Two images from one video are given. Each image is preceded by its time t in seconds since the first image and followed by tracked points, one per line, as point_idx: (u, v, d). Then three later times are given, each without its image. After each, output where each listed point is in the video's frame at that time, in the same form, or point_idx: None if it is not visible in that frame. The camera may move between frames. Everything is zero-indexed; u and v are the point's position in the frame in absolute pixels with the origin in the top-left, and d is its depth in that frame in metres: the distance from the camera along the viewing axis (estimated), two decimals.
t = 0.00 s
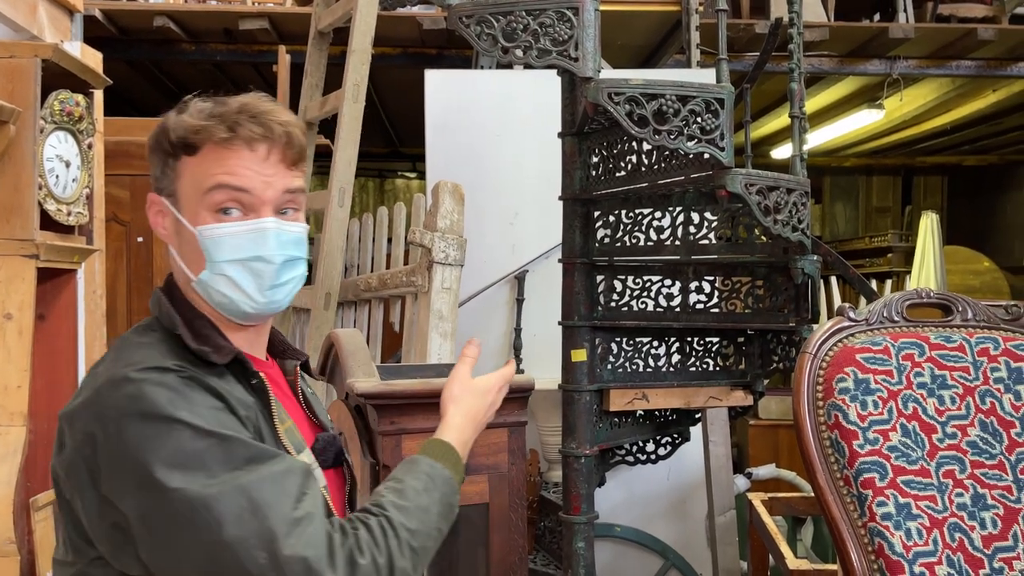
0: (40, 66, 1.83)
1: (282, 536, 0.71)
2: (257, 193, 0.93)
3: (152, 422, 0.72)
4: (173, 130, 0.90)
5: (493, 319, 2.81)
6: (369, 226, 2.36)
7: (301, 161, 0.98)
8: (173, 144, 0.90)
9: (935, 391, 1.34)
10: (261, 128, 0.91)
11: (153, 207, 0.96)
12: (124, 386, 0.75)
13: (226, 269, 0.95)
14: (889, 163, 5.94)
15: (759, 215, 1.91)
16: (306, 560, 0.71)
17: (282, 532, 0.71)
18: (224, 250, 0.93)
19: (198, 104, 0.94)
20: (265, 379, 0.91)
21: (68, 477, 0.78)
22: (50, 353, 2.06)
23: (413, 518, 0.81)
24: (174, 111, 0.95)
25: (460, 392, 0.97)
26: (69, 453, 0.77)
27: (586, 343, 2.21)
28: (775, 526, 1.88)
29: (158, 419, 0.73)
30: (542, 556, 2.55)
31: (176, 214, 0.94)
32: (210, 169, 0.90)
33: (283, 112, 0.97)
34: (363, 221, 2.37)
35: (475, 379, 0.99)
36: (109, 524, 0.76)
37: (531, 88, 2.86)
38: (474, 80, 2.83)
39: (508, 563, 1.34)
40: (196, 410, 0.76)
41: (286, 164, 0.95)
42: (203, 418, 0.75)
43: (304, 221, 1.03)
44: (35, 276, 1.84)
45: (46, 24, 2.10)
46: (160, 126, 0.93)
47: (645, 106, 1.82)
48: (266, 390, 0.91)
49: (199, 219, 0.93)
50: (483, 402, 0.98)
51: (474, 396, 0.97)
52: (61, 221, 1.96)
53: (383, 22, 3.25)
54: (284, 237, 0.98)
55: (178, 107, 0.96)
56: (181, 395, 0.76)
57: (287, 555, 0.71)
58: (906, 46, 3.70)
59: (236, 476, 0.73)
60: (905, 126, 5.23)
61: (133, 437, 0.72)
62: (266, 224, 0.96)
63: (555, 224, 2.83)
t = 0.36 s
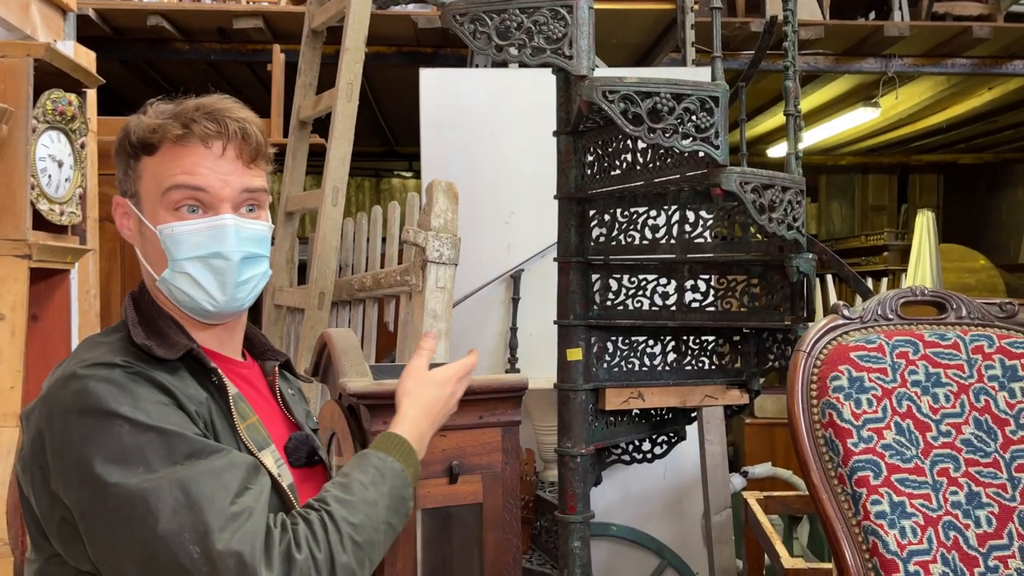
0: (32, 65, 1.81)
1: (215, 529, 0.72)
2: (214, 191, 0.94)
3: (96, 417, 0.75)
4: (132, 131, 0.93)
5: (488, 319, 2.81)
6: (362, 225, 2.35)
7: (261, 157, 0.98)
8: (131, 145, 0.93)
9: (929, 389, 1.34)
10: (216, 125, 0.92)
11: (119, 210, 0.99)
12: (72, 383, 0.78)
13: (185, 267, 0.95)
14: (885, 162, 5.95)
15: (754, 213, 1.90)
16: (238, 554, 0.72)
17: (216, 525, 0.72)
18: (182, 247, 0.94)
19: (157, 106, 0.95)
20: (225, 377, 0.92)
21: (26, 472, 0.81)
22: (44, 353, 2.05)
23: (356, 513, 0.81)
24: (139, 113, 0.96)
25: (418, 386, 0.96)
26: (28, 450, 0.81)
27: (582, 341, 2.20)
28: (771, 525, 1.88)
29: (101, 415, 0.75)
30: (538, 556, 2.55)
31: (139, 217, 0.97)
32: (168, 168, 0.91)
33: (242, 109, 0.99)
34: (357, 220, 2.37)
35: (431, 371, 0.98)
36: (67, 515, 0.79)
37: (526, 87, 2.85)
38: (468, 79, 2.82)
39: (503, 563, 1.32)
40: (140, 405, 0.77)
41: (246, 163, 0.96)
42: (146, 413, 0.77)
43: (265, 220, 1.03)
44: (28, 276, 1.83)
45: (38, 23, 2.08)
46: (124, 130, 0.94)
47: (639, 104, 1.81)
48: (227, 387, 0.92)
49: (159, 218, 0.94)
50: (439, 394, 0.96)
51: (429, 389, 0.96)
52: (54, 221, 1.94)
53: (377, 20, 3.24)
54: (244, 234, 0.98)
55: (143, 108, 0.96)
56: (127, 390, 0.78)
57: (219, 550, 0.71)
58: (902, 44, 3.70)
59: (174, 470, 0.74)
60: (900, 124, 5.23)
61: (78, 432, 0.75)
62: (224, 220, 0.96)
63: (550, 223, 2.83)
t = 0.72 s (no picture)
0: (24, 66, 1.80)
1: (231, 510, 0.72)
2: (192, 191, 0.93)
3: (96, 412, 0.74)
4: (106, 131, 0.91)
5: (484, 319, 2.80)
6: (356, 225, 2.34)
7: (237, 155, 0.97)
8: (105, 146, 0.92)
9: (922, 388, 1.33)
10: (192, 124, 0.91)
11: (93, 211, 0.97)
12: (64, 380, 0.76)
13: (165, 267, 0.95)
14: (881, 161, 5.95)
15: (749, 212, 1.90)
16: (257, 531, 0.71)
17: (232, 506, 0.72)
18: (161, 248, 0.94)
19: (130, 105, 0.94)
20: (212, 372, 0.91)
21: (19, 474, 0.80)
22: (37, 355, 2.04)
23: (340, 477, 0.79)
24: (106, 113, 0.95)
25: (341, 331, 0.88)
26: (20, 451, 0.79)
27: (577, 341, 2.20)
28: (765, 525, 1.88)
29: (100, 410, 0.74)
30: (535, 556, 2.55)
31: (115, 218, 0.95)
32: (145, 169, 0.90)
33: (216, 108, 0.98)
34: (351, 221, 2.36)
35: (345, 306, 0.88)
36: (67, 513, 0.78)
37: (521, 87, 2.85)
38: (463, 78, 2.81)
39: (497, 564, 1.32)
40: (138, 398, 0.76)
41: (221, 161, 0.95)
42: (145, 404, 0.76)
43: (243, 217, 1.02)
44: (21, 278, 1.82)
45: (31, 23, 2.07)
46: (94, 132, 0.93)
47: (633, 103, 1.81)
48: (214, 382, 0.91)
49: (136, 219, 0.93)
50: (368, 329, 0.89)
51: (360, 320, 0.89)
52: (46, 223, 1.94)
53: (371, 20, 3.23)
54: (222, 231, 0.98)
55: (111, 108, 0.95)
56: (123, 384, 0.77)
57: (237, 529, 0.71)
58: (897, 43, 3.70)
59: (183, 457, 0.73)
60: (896, 123, 5.24)
61: (77, 428, 0.74)
62: (201, 219, 0.95)
63: (546, 222, 2.83)
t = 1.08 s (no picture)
0: (18, 66, 1.79)
1: None
2: (221, 184, 0.94)
3: (53, 453, 0.70)
4: (124, 126, 0.88)
5: (481, 319, 2.80)
6: (354, 225, 2.33)
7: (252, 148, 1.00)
8: (125, 140, 0.88)
9: (921, 387, 1.33)
10: (222, 120, 0.93)
11: (98, 206, 0.91)
12: (54, 403, 0.74)
13: (196, 259, 0.93)
14: (879, 159, 5.95)
15: (746, 211, 1.90)
16: None
17: None
18: (194, 239, 0.92)
19: (140, 101, 0.92)
20: (213, 383, 0.89)
21: None
22: (32, 357, 2.03)
23: None
24: (111, 109, 0.91)
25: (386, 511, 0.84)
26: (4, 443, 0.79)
27: (575, 341, 2.19)
28: (764, 525, 1.87)
29: (63, 450, 0.70)
30: (533, 557, 2.54)
31: (131, 213, 0.91)
32: (174, 163, 0.90)
33: (225, 102, 0.99)
34: (348, 220, 2.35)
35: (401, 495, 0.85)
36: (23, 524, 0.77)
37: (517, 86, 2.84)
38: (461, 77, 2.80)
39: (494, 565, 1.31)
40: (106, 441, 0.72)
41: (240, 156, 0.97)
42: (108, 452, 0.72)
43: (250, 214, 1.04)
44: (16, 280, 1.81)
45: (25, 23, 2.06)
46: (105, 125, 0.90)
47: (630, 102, 1.80)
48: (213, 393, 0.88)
49: (162, 212, 0.91)
50: (405, 529, 0.84)
51: (394, 518, 0.84)
52: (41, 224, 1.92)
53: (368, 20, 3.22)
54: (245, 225, 1.00)
55: (115, 105, 0.92)
56: (98, 422, 0.73)
57: None
58: (894, 41, 3.70)
59: (105, 534, 0.68)
60: (894, 121, 5.23)
61: (35, 462, 0.71)
62: (230, 211, 0.97)
63: (544, 221, 2.82)
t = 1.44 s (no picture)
0: (15, 66, 1.78)
1: None
2: (227, 191, 0.93)
3: (43, 464, 0.69)
4: (131, 127, 0.87)
5: (481, 320, 2.79)
6: (352, 225, 2.32)
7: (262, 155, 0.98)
8: (130, 140, 0.87)
9: (924, 385, 1.32)
10: (232, 126, 0.92)
11: (98, 206, 0.89)
12: (48, 412, 0.73)
13: (199, 267, 0.92)
14: (878, 157, 5.94)
15: (747, 210, 1.89)
16: None
17: None
18: (198, 247, 0.91)
19: (146, 100, 0.90)
20: (213, 388, 0.87)
21: None
22: (30, 359, 2.02)
23: None
24: (118, 106, 0.89)
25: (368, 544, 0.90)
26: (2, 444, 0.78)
27: (575, 341, 2.17)
28: (765, 524, 1.86)
29: (54, 463, 0.69)
30: (534, 557, 2.53)
31: (133, 215, 0.89)
32: (181, 169, 0.89)
33: (236, 105, 0.97)
34: (347, 221, 2.34)
35: (384, 533, 0.91)
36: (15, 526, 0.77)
37: (516, 84, 2.83)
38: (460, 77, 2.79)
39: (494, 566, 1.30)
40: (98, 452, 0.71)
41: (247, 161, 0.95)
42: (100, 465, 0.70)
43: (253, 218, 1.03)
44: (14, 281, 1.80)
45: (22, 23, 2.05)
46: (112, 124, 0.88)
47: (629, 100, 1.79)
48: (213, 397, 0.87)
49: (166, 218, 0.90)
50: (382, 564, 0.90)
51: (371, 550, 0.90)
52: (39, 225, 1.91)
53: (366, 19, 3.21)
54: (250, 230, 1.00)
55: (122, 102, 0.90)
56: (92, 431, 0.72)
57: None
58: (894, 39, 3.68)
59: (89, 549, 0.67)
60: (893, 120, 5.23)
61: (26, 472, 0.70)
62: (236, 218, 0.96)
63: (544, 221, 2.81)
